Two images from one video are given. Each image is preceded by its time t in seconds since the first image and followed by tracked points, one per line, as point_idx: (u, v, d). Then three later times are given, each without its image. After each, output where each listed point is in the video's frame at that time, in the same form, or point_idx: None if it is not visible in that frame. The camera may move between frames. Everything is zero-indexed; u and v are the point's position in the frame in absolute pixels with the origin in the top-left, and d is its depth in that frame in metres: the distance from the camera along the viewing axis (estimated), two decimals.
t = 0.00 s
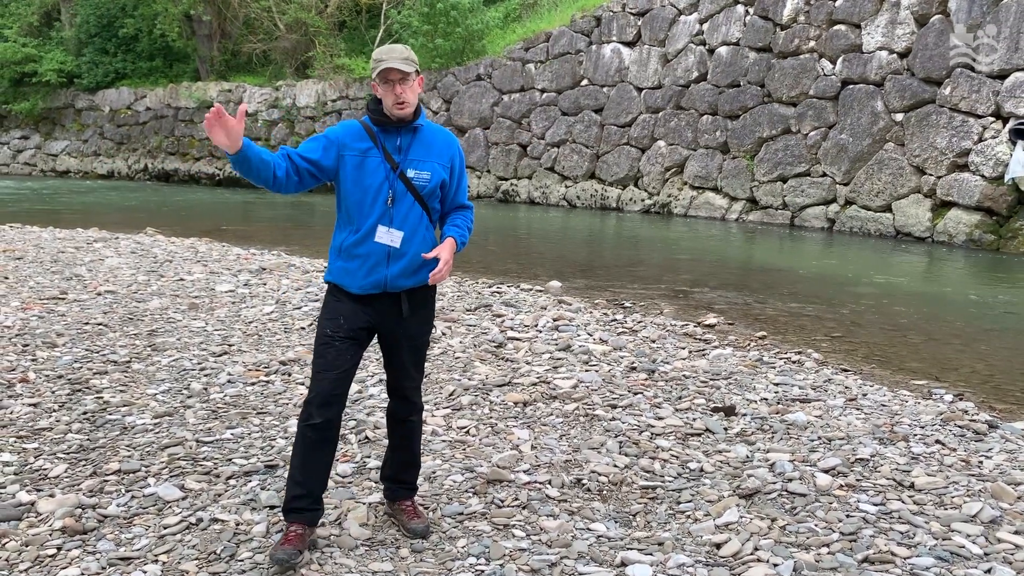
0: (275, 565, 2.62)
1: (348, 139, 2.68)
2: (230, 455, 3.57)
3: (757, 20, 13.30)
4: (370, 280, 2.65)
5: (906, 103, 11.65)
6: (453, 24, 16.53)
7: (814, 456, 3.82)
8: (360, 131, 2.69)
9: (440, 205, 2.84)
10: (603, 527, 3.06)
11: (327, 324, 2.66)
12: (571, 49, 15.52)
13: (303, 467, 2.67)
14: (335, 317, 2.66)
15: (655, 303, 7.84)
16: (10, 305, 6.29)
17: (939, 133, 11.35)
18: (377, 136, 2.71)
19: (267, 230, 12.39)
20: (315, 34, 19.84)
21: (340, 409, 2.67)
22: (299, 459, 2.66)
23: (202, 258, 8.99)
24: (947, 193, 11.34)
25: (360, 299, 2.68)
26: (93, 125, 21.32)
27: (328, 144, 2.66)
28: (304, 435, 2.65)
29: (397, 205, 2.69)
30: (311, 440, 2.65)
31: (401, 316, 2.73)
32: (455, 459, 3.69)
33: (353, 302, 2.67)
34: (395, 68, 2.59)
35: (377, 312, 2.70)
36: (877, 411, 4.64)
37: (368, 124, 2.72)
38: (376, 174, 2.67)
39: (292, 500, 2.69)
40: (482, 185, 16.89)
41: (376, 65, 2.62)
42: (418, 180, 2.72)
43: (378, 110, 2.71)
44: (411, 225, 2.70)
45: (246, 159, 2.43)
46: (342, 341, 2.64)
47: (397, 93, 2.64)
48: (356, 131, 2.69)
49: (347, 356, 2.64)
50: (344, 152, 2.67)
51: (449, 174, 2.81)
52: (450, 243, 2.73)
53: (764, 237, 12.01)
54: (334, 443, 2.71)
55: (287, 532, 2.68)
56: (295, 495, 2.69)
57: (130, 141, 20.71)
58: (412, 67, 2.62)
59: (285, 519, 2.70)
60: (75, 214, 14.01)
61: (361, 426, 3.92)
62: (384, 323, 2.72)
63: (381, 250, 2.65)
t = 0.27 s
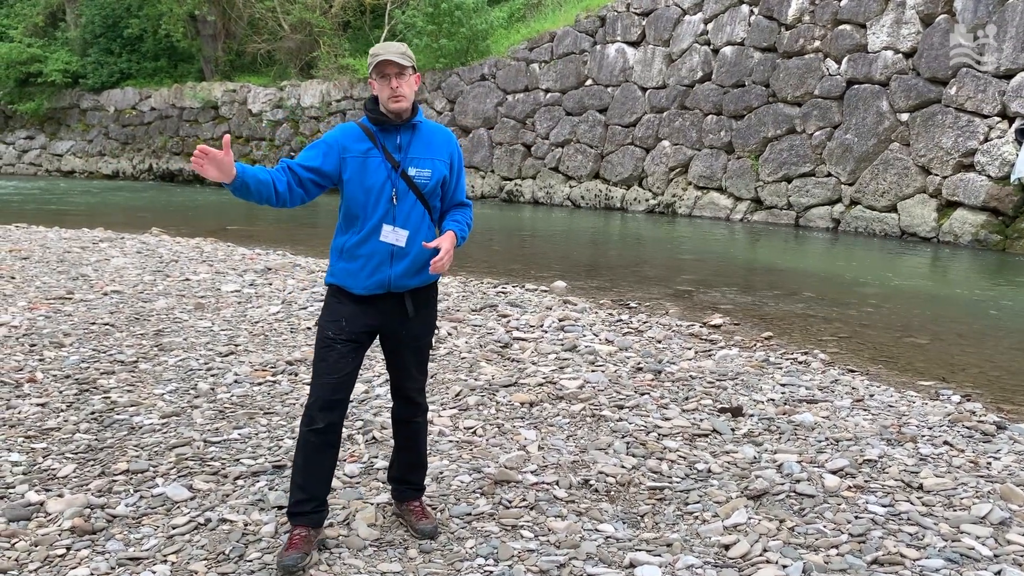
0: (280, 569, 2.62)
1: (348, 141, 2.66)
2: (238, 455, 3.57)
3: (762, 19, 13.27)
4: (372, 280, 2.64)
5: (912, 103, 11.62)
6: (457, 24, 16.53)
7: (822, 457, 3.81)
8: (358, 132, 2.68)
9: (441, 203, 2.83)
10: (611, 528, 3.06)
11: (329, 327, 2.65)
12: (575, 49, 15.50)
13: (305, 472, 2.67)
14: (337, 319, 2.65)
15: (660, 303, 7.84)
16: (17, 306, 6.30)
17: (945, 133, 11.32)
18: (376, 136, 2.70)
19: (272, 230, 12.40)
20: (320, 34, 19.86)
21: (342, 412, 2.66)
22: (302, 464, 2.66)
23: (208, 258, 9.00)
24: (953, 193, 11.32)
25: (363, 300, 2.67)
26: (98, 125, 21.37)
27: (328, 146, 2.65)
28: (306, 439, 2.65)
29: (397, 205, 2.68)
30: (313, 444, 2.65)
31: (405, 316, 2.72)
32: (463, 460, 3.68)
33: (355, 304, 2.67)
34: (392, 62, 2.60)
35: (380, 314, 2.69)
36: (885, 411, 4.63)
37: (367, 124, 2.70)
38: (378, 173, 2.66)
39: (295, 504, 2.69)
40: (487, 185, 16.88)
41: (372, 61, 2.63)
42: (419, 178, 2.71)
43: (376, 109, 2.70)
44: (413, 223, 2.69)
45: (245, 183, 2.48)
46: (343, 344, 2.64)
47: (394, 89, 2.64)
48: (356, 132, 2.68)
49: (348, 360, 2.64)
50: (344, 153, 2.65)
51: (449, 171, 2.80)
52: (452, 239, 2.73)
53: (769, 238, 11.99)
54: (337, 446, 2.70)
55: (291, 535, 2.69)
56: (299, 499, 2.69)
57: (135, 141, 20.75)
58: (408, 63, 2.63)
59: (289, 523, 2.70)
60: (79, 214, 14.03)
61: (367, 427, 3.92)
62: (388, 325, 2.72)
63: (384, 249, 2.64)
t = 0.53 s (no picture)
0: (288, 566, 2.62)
1: (352, 144, 2.66)
2: (245, 455, 3.58)
3: (768, 19, 13.26)
4: (383, 281, 2.64)
5: (918, 102, 11.59)
6: (461, 24, 16.53)
7: (831, 458, 3.80)
8: (362, 135, 2.68)
9: (447, 203, 2.82)
10: (619, 529, 3.05)
11: (338, 325, 2.66)
12: (580, 49, 15.49)
13: (314, 469, 2.67)
14: (346, 318, 2.66)
15: (666, 304, 7.83)
16: (24, 306, 6.32)
17: (951, 132, 11.29)
18: (381, 138, 2.70)
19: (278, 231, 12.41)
20: (325, 35, 19.88)
21: (351, 410, 2.66)
22: (310, 461, 2.66)
23: (213, 258, 9.02)
24: (959, 193, 11.28)
25: (373, 300, 2.67)
26: (104, 125, 21.43)
27: (333, 150, 2.65)
28: (314, 436, 2.65)
29: (404, 205, 2.67)
30: (322, 442, 2.65)
31: (415, 316, 2.72)
32: (470, 460, 3.68)
33: (364, 303, 2.67)
34: (395, 64, 2.61)
35: (390, 312, 2.69)
36: (893, 412, 4.62)
37: (370, 127, 2.70)
38: (384, 175, 2.66)
39: (303, 502, 2.69)
40: (491, 185, 16.88)
41: (376, 63, 2.63)
42: (424, 179, 2.70)
43: (379, 112, 2.70)
44: (420, 224, 2.69)
45: (255, 185, 2.48)
46: (352, 343, 2.64)
47: (398, 91, 2.65)
48: (360, 135, 2.68)
49: (357, 358, 2.64)
50: (349, 156, 2.66)
51: (454, 171, 2.79)
52: (459, 237, 2.72)
53: (775, 238, 11.97)
54: (345, 444, 2.70)
55: (300, 531, 2.69)
56: (308, 497, 2.69)
57: (140, 142, 20.79)
58: (411, 65, 2.64)
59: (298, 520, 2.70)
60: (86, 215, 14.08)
61: (375, 427, 3.92)
62: (398, 323, 2.71)
63: (393, 251, 2.64)
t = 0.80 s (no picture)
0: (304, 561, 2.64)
1: (362, 146, 2.67)
2: (255, 455, 3.58)
3: (776, 19, 13.22)
4: (398, 281, 2.64)
5: (927, 102, 11.54)
6: (468, 24, 16.54)
7: (841, 459, 3.79)
8: (371, 138, 2.68)
9: (458, 201, 2.81)
10: (629, 530, 3.05)
11: (354, 323, 2.66)
12: (587, 49, 15.48)
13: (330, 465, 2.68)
14: (362, 316, 2.66)
15: (674, 304, 7.82)
16: (34, 305, 6.34)
17: (960, 132, 11.25)
18: (389, 140, 2.70)
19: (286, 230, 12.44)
20: (332, 35, 19.91)
21: (366, 406, 2.66)
22: (326, 457, 2.67)
23: (222, 258, 9.04)
24: (968, 193, 11.24)
25: (388, 298, 2.67)
26: (112, 125, 21.50)
27: (343, 154, 2.66)
28: (330, 433, 2.65)
29: (415, 205, 2.67)
30: (337, 438, 2.65)
31: (430, 312, 2.71)
32: (479, 460, 3.67)
33: (380, 302, 2.67)
34: (406, 65, 2.60)
35: (405, 310, 2.69)
36: (903, 413, 4.60)
37: (378, 129, 2.70)
38: (393, 176, 2.66)
39: (320, 498, 2.70)
40: (498, 185, 16.88)
41: (386, 64, 2.62)
42: (434, 179, 2.70)
43: (387, 114, 2.70)
44: (432, 223, 2.69)
45: (272, 193, 2.50)
46: (368, 340, 2.64)
47: (406, 92, 2.64)
48: (369, 136, 2.68)
49: (372, 355, 2.64)
50: (359, 159, 2.66)
51: (463, 169, 2.78)
52: (470, 234, 2.71)
53: (783, 238, 11.93)
54: (361, 441, 2.70)
55: (316, 525, 2.71)
56: (323, 494, 2.70)
57: (148, 142, 20.86)
58: (421, 66, 2.63)
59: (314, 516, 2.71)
60: (95, 214, 14.13)
61: (385, 427, 3.92)
62: (413, 320, 2.71)
63: (406, 250, 2.64)
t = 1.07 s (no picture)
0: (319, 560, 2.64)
1: (379, 147, 2.67)
2: (268, 454, 3.59)
3: (787, 18, 13.16)
4: (415, 280, 2.64)
5: (940, 101, 11.48)
6: (479, 24, 16.54)
7: (855, 461, 3.77)
8: (388, 138, 2.68)
9: (474, 201, 2.81)
10: (642, 530, 3.04)
11: (372, 323, 2.66)
12: (597, 49, 15.44)
13: (346, 466, 2.68)
14: (380, 316, 2.66)
15: (685, 304, 7.80)
16: (48, 304, 6.38)
17: (974, 132, 11.18)
18: (406, 140, 2.70)
19: (297, 230, 12.47)
20: (343, 35, 19.95)
21: (383, 406, 2.66)
22: (342, 456, 2.67)
23: (233, 258, 9.07)
24: (982, 193, 11.17)
25: (405, 298, 2.67)
26: (125, 125, 21.63)
27: (361, 155, 2.66)
28: (347, 432, 2.66)
29: (432, 205, 2.68)
30: (355, 437, 2.66)
31: (447, 312, 2.71)
32: (491, 460, 3.67)
33: (398, 302, 2.67)
34: (420, 66, 2.60)
35: (421, 310, 2.69)
36: (917, 414, 4.57)
37: (396, 129, 2.71)
38: (410, 176, 2.66)
39: (335, 498, 2.70)
40: (508, 185, 16.88)
41: (401, 65, 2.62)
42: (450, 178, 2.70)
43: (404, 114, 2.71)
44: (448, 222, 2.69)
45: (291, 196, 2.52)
46: (385, 340, 2.64)
47: (422, 93, 2.65)
48: (385, 137, 2.68)
49: (390, 354, 2.64)
50: (376, 160, 2.67)
51: (479, 168, 2.78)
52: (486, 233, 2.71)
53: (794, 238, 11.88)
54: (377, 440, 2.71)
55: (331, 525, 2.71)
56: (339, 494, 2.71)
57: (160, 142, 20.97)
58: (435, 67, 2.63)
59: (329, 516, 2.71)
60: (109, 214, 14.22)
61: (397, 426, 3.93)
62: (430, 320, 2.71)
63: (423, 249, 2.64)
